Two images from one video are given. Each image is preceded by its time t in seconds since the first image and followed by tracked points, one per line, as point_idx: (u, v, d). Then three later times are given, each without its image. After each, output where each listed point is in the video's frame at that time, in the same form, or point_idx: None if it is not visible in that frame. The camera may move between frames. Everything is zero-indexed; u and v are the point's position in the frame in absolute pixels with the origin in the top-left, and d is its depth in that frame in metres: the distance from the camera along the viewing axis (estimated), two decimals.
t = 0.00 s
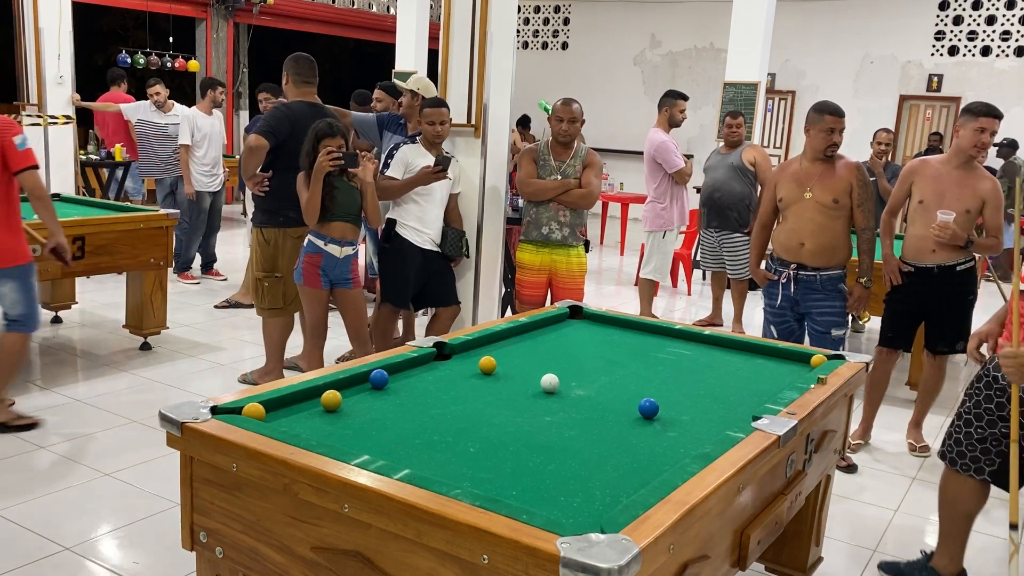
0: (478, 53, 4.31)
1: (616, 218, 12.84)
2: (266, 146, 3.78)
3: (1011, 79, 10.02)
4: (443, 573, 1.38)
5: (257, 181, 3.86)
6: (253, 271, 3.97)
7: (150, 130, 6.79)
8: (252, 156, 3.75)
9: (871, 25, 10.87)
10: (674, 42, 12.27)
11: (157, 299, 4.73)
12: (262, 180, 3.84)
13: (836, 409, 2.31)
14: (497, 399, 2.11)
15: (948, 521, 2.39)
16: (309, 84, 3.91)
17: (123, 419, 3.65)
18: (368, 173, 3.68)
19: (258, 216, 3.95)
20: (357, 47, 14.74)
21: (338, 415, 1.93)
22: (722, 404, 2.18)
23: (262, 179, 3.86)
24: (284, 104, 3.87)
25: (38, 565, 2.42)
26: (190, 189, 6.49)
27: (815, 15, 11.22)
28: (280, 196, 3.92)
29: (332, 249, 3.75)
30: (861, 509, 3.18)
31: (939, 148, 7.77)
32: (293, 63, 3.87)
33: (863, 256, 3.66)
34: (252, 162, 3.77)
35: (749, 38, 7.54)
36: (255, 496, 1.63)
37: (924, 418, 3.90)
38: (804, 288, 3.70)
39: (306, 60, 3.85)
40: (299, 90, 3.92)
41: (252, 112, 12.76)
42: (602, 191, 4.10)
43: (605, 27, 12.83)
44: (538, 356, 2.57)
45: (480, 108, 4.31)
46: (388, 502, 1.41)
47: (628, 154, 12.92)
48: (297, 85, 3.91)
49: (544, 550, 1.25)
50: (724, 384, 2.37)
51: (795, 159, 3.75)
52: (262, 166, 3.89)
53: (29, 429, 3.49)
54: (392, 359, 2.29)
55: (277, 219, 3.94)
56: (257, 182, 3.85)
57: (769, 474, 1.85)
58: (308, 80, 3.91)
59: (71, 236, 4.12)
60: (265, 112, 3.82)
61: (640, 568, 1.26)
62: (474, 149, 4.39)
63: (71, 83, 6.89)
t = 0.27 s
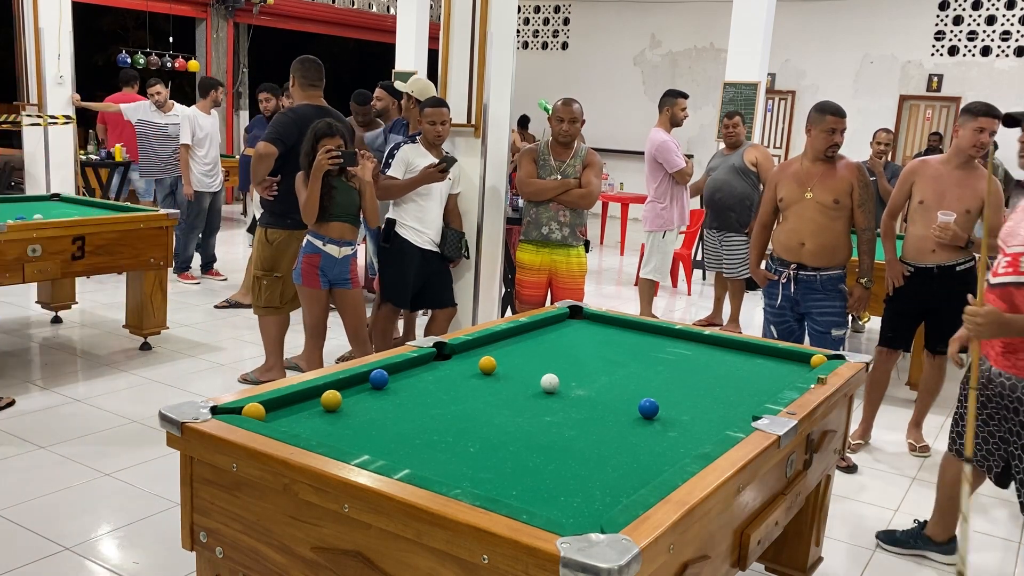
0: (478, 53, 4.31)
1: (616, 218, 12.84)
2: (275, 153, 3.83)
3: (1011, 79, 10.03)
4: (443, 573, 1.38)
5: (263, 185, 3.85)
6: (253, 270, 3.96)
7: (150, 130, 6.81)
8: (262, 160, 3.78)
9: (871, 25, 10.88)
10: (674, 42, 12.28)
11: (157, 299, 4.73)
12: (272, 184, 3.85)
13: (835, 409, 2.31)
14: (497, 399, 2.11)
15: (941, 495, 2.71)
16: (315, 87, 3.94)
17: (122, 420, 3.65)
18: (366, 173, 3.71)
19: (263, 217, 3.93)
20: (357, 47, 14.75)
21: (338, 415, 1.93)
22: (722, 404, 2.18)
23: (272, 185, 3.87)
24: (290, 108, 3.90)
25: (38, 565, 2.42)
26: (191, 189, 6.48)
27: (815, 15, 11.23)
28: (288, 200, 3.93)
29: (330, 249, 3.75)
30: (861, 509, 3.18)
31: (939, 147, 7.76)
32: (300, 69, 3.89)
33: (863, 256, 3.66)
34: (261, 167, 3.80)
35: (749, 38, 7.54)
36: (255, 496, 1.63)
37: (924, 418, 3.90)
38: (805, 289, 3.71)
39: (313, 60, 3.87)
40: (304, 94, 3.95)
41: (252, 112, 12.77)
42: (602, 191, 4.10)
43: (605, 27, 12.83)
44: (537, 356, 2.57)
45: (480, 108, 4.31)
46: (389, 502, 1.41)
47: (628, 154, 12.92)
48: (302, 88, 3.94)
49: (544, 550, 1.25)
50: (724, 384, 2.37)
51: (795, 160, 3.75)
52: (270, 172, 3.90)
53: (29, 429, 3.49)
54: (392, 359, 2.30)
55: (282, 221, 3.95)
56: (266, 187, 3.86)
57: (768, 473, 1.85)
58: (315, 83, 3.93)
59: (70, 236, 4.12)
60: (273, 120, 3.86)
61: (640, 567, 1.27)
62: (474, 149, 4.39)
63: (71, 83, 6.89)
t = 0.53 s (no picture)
0: (478, 53, 4.31)
1: (616, 218, 12.84)
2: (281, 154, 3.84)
3: (1011, 79, 10.02)
4: (443, 573, 1.38)
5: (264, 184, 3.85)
6: (257, 268, 4.00)
7: (150, 130, 6.81)
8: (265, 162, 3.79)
9: (871, 25, 10.87)
10: (674, 42, 12.28)
11: (157, 299, 4.73)
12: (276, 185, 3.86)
13: (835, 409, 2.31)
14: (496, 399, 2.11)
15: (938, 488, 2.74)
16: (319, 87, 3.93)
17: (122, 420, 3.65)
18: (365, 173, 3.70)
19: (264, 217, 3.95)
20: (357, 47, 14.76)
21: (338, 415, 1.93)
22: (722, 404, 2.18)
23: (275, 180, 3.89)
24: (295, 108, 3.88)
25: (38, 565, 2.42)
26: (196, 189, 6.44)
27: (815, 15, 11.22)
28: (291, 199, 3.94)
29: (330, 249, 3.74)
30: (861, 509, 3.18)
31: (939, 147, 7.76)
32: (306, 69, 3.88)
33: (863, 256, 3.65)
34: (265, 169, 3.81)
35: (749, 38, 7.54)
36: (255, 496, 1.63)
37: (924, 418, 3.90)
38: (805, 289, 3.71)
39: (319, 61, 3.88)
40: (309, 93, 3.94)
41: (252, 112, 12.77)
42: (602, 191, 4.10)
43: (606, 27, 12.83)
44: (538, 356, 2.57)
45: (480, 109, 4.31)
46: (389, 502, 1.41)
47: (628, 154, 12.91)
48: (307, 88, 3.93)
49: (544, 550, 1.25)
50: (724, 384, 2.37)
51: (796, 160, 3.75)
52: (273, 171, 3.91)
53: (30, 429, 3.49)
54: (392, 359, 2.29)
55: (285, 221, 3.96)
56: (269, 187, 3.87)
57: (768, 473, 1.85)
58: (319, 83, 3.93)
59: (70, 236, 4.12)
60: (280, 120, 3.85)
61: (640, 567, 1.27)
62: (474, 149, 4.39)
63: (71, 83, 6.89)
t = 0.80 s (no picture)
0: (478, 53, 4.31)
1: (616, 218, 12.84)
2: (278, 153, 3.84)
3: (1011, 79, 10.03)
4: (443, 573, 1.38)
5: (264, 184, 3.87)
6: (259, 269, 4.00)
7: (151, 130, 6.82)
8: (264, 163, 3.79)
9: (871, 25, 10.88)
10: (674, 42, 12.28)
11: (157, 299, 4.73)
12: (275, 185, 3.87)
13: (836, 409, 2.31)
14: (496, 399, 2.11)
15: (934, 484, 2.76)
16: (319, 87, 3.91)
17: (122, 420, 3.65)
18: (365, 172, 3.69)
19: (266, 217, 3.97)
20: (357, 47, 14.75)
21: (338, 415, 1.93)
22: (722, 404, 2.18)
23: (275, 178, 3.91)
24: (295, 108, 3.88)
25: (38, 565, 2.42)
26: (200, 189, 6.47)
27: (815, 15, 11.22)
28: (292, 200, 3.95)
29: (330, 249, 3.74)
30: (861, 509, 3.18)
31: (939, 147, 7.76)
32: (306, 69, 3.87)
33: (863, 256, 3.65)
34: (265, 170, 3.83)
35: (749, 38, 7.54)
36: (255, 496, 1.63)
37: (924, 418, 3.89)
38: (805, 288, 3.71)
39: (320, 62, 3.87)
40: (309, 93, 3.92)
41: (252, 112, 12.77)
42: (602, 191, 4.10)
43: (606, 27, 12.82)
44: (538, 356, 2.57)
45: (480, 108, 4.31)
46: (389, 501, 1.41)
47: (628, 154, 12.91)
48: (308, 87, 3.90)
49: (544, 550, 1.25)
50: (724, 384, 2.37)
51: (796, 160, 3.75)
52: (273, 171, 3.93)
53: (30, 429, 3.49)
54: (392, 359, 2.29)
55: (286, 221, 3.98)
56: (270, 187, 3.87)
57: (768, 474, 1.85)
58: (320, 82, 3.91)
59: (70, 236, 4.12)
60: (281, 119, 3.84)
61: (640, 567, 1.27)
62: (474, 149, 4.39)
63: (72, 83, 6.89)
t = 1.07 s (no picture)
0: (478, 52, 4.31)
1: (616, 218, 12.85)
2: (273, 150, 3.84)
3: (1011, 79, 10.03)
4: (443, 573, 1.38)
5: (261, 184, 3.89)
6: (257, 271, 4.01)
7: (151, 130, 6.83)
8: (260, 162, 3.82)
9: (871, 25, 10.87)
10: (674, 42, 12.28)
11: (157, 299, 4.73)
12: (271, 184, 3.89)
13: (836, 409, 2.31)
14: (496, 399, 2.11)
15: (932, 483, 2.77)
16: (315, 86, 3.92)
17: (122, 420, 3.65)
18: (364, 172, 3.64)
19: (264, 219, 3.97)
20: (357, 47, 14.75)
21: (339, 415, 1.93)
22: (722, 404, 2.18)
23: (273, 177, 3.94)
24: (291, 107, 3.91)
25: (38, 565, 2.42)
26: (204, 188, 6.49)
27: (815, 15, 11.22)
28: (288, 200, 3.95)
29: (330, 249, 3.74)
30: (861, 509, 3.18)
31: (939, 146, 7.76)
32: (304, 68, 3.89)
33: (864, 256, 3.65)
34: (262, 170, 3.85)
35: (749, 38, 7.54)
36: (255, 496, 1.63)
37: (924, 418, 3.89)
38: (805, 288, 3.71)
39: (317, 60, 3.87)
40: (304, 92, 3.93)
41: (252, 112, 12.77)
42: (602, 191, 4.10)
43: (606, 27, 12.82)
44: (538, 356, 2.57)
45: (480, 108, 4.31)
46: (389, 501, 1.41)
47: (628, 154, 12.91)
48: (303, 86, 3.91)
49: (545, 550, 1.25)
50: (724, 384, 2.37)
51: (797, 160, 3.75)
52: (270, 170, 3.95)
53: (30, 429, 3.49)
54: (392, 359, 2.30)
55: (284, 221, 3.98)
56: (267, 187, 3.89)
57: (768, 474, 1.85)
58: (315, 81, 3.91)
59: (70, 236, 4.12)
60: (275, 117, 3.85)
61: (640, 568, 1.27)
62: (474, 149, 4.39)
63: (72, 83, 6.90)
